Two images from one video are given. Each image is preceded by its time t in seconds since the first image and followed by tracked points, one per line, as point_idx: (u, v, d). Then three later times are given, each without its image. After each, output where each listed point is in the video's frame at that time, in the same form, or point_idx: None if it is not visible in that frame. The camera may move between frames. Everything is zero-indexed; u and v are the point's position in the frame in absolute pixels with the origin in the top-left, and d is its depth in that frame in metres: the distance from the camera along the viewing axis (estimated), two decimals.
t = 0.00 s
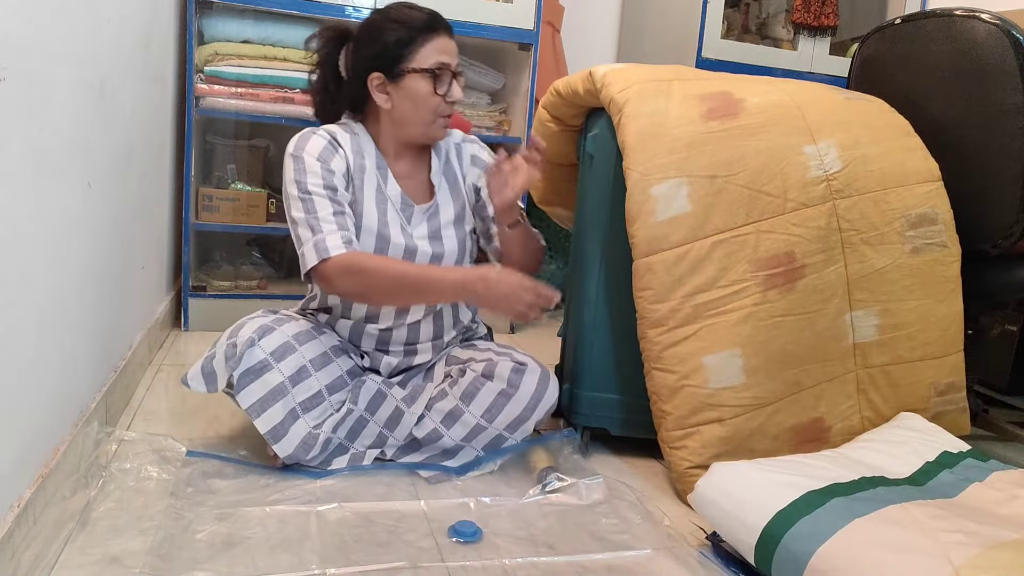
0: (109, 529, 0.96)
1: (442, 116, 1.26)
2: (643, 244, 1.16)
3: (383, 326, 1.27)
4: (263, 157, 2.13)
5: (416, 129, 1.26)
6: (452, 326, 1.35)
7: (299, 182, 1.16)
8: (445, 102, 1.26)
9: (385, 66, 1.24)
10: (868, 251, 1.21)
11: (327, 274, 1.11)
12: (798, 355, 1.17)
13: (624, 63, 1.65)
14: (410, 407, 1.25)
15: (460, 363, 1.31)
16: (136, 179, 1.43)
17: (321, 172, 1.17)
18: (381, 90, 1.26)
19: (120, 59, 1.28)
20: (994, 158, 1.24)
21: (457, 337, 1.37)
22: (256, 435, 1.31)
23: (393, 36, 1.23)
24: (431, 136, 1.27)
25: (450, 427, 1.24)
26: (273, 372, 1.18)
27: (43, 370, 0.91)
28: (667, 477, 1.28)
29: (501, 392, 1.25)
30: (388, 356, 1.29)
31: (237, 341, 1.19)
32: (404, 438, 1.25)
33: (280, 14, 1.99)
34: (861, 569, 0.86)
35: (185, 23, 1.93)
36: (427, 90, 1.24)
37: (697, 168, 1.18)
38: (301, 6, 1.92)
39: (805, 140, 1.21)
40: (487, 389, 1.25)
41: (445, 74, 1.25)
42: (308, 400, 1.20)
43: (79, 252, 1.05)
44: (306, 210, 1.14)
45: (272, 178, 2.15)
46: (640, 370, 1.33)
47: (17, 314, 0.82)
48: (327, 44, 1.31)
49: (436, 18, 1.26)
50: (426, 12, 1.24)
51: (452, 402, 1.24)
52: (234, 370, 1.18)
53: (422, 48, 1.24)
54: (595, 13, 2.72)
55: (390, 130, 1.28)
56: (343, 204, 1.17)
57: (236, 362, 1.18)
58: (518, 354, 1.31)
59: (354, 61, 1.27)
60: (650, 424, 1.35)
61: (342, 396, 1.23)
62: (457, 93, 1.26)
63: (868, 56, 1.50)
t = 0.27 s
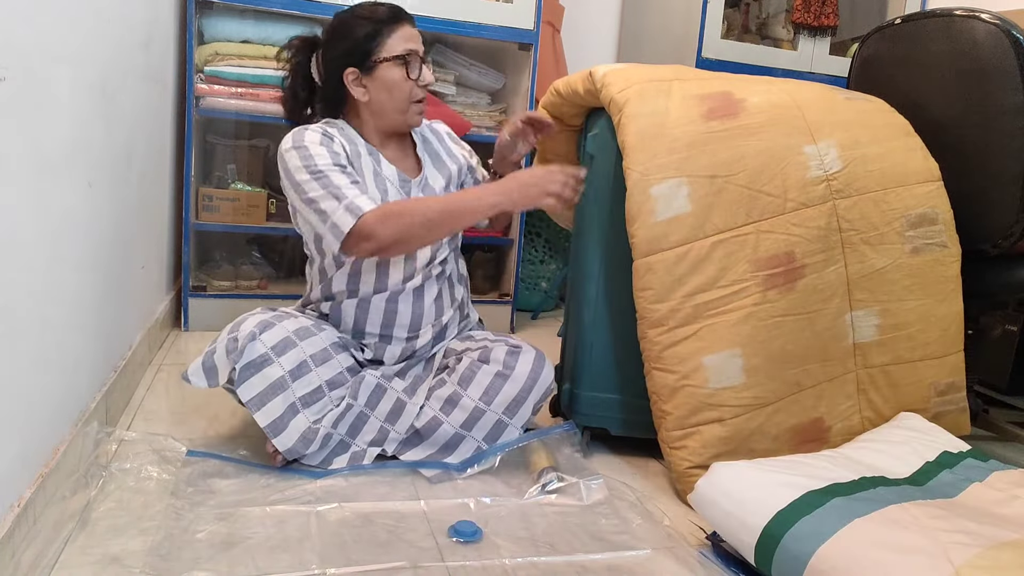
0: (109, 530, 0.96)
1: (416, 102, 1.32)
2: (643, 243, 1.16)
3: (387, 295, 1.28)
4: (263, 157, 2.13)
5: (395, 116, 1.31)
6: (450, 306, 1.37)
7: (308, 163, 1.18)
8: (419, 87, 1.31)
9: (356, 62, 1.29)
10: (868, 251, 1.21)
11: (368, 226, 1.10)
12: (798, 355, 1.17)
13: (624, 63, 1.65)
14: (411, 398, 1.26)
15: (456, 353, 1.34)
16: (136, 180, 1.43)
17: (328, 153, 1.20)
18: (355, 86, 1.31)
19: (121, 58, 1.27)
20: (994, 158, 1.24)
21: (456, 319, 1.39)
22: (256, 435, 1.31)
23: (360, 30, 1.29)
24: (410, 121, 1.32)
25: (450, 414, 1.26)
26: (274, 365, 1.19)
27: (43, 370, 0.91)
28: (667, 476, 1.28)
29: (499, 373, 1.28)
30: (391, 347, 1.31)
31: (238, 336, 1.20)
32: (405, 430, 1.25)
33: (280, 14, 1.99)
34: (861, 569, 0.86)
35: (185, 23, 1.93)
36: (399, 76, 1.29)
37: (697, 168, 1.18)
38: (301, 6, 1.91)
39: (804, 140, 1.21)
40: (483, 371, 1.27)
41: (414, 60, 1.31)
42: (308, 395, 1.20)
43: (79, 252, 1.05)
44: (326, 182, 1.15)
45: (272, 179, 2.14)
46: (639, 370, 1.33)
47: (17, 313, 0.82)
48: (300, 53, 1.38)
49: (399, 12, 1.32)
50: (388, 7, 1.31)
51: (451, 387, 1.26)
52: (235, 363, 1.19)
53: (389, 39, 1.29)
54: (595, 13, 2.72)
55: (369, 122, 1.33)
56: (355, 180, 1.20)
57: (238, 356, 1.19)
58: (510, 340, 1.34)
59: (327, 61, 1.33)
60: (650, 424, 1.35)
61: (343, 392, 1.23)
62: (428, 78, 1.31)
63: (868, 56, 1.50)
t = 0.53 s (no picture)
0: (109, 530, 0.96)
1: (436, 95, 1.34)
2: (642, 243, 1.16)
3: (404, 289, 1.28)
4: (263, 158, 2.14)
5: (417, 110, 1.33)
6: (459, 304, 1.38)
7: (345, 144, 1.20)
8: (438, 81, 1.34)
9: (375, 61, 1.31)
10: (868, 251, 1.21)
11: (410, 196, 1.14)
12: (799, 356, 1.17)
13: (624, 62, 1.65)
14: (412, 396, 1.27)
15: (456, 353, 1.34)
16: (136, 179, 1.43)
17: (364, 138, 1.22)
18: (376, 86, 1.32)
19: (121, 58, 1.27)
20: (994, 158, 1.24)
21: (462, 316, 1.39)
22: (256, 436, 1.31)
23: (378, 28, 1.31)
24: (432, 114, 1.34)
25: (449, 412, 1.26)
26: (275, 364, 1.19)
27: (43, 370, 0.91)
28: (667, 476, 1.28)
29: (499, 371, 1.28)
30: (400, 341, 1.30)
31: (240, 333, 1.20)
32: (406, 429, 1.24)
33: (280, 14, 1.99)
34: (861, 569, 0.86)
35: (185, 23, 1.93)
36: (419, 71, 1.31)
37: (697, 168, 1.18)
38: (301, 6, 1.91)
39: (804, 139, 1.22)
40: (484, 370, 1.27)
41: (431, 54, 1.33)
42: (308, 395, 1.21)
43: (78, 252, 1.05)
44: (364, 159, 1.17)
45: (273, 179, 2.16)
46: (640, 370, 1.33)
47: (18, 313, 0.82)
48: (314, 61, 1.39)
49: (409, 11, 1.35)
50: (400, 7, 1.34)
51: (451, 386, 1.26)
52: (235, 361, 1.19)
53: (405, 36, 1.32)
54: (595, 12, 2.72)
55: (390, 120, 1.35)
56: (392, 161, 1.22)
57: (238, 353, 1.19)
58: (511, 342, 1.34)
59: (345, 64, 1.34)
60: (650, 424, 1.35)
61: (343, 391, 1.23)
62: (446, 70, 1.34)
63: (868, 56, 1.50)
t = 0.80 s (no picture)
0: (109, 530, 0.96)
1: (466, 94, 1.34)
2: (643, 244, 1.16)
3: (427, 291, 1.30)
4: (263, 158, 2.14)
5: (447, 109, 1.33)
6: (471, 308, 1.39)
7: (390, 138, 1.21)
8: (467, 82, 1.34)
9: (405, 64, 1.32)
10: (868, 252, 1.21)
11: (455, 200, 1.15)
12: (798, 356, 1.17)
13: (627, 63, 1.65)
14: (414, 400, 1.25)
15: (460, 359, 1.34)
16: (136, 179, 1.43)
17: (410, 135, 1.24)
18: (407, 89, 1.34)
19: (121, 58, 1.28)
20: (994, 158, 1.24)
21: (473, 323, 1.42)
22: (257, 436, 1.31)
23: (408, 30, 1.32)
24: (461, 114, 1.34)
25: (450, 419, 1.24)
26: (276, 367, 1.19)
27: (43, 370, 0.91)
28: (668, 476, 1.28)
29: (500, 383, 1.27)
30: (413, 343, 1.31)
31: (242, 334, 1.21)
32: (407, 432, 1.24)
33: (280, 14, 1.99)
34: (861, 569, 0.86)
35: (185, 23, 1.93)
36: (448, 71, 1.31)
37: (698, 168, 1.18)
38: (301, 5, 1.92)
39: (804, 140, 1.22)
40: (487, 380, 1.26)
41: (460, 54, 1.33)
42: (309, 398, 1.21)
43: (79, 252, 1.05)
44: (409, 154, 1.19)
45: (273, 179, 2.18)
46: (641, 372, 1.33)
47: (18, 313, 0.82)
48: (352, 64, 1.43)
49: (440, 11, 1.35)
50: (430, 8, 1.34)
51: (453, 393, 1.25)
52: (236, 363, 1.19)
53: (434, 37, 1.32)
54: (595, 12, 2.72)
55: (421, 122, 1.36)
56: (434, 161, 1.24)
57: (240, 355, 1.19)
58: (517, 353, 1.34)
59: (378, 68, 1.36)
60: (649, 424, 1.35)
61: (343, 391, 1.23)
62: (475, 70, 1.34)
63: (868, 56, 1.50)
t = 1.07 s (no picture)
0: (109, 530, 0.96)
1: (475, 107, 1.35)
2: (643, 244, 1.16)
3: (443, 286, 1.31)
4: (263, 158, 2.14)
5: (454, 121, 1.36)
6: (479, 306, 1.39)
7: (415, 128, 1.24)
8: (477, 93, 1.34)
9: (417, 71, 1.35)
10: (869, 252, 1.21)
11: (476, 190, 1.17)
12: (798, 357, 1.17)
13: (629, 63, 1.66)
14: (416, 398, 1.26)
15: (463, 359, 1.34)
16: (136, 180, 1.42)
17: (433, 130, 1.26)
18: (418, 94, 1.37)
19: (120, 58, 1.27)
20: (994, 158, 1.24)
21: (479, 325, 1.42)
22: (257, 436, 1.31)
23: (422, 38, 1.33)
24: (468, 126, 1.37)
25: (450, 419, 1.24)
26: (280, 368, 1.20)
27: (43, 370, 0.91)
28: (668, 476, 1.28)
29: (503, 385, 1.26)
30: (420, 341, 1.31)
31: (246, 333, 1.21)
32: (408, 430, 1.24)
33: (280, 14, 1.99)
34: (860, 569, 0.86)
35: (185, 23, 1.92)
36: (455, 84, 1.33)
37: (706, 148, 1.16)
38: (301, 5, 1.92)
39: (810, 139, 1.20)
40: (488, 381, 1.26)
41: (473, 66, 1.33)
42: (313, 399, 1.21)
43: (79, 252, 1.05)
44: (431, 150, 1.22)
45: (273, 179, 2.18)
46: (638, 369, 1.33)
47: (17, 313, 0.82)
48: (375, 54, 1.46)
49: (458, 16, 1.35)
50: (449, 13, 1.34)
51: (454, 393, 1.25)
52: (240, 363, 1.19)
53: (447, 46, 1.33)
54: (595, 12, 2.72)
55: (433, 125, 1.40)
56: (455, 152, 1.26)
57: (243, 356, 1.19)
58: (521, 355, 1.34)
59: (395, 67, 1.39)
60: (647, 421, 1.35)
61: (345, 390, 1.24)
62: (485, 82, 1.34)
63: (869, 57, 1.50)
